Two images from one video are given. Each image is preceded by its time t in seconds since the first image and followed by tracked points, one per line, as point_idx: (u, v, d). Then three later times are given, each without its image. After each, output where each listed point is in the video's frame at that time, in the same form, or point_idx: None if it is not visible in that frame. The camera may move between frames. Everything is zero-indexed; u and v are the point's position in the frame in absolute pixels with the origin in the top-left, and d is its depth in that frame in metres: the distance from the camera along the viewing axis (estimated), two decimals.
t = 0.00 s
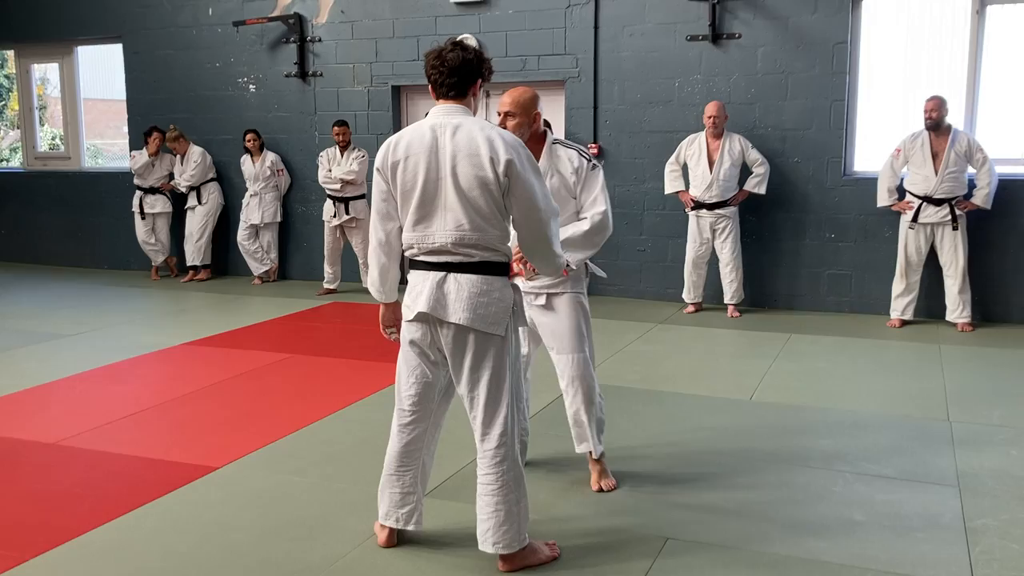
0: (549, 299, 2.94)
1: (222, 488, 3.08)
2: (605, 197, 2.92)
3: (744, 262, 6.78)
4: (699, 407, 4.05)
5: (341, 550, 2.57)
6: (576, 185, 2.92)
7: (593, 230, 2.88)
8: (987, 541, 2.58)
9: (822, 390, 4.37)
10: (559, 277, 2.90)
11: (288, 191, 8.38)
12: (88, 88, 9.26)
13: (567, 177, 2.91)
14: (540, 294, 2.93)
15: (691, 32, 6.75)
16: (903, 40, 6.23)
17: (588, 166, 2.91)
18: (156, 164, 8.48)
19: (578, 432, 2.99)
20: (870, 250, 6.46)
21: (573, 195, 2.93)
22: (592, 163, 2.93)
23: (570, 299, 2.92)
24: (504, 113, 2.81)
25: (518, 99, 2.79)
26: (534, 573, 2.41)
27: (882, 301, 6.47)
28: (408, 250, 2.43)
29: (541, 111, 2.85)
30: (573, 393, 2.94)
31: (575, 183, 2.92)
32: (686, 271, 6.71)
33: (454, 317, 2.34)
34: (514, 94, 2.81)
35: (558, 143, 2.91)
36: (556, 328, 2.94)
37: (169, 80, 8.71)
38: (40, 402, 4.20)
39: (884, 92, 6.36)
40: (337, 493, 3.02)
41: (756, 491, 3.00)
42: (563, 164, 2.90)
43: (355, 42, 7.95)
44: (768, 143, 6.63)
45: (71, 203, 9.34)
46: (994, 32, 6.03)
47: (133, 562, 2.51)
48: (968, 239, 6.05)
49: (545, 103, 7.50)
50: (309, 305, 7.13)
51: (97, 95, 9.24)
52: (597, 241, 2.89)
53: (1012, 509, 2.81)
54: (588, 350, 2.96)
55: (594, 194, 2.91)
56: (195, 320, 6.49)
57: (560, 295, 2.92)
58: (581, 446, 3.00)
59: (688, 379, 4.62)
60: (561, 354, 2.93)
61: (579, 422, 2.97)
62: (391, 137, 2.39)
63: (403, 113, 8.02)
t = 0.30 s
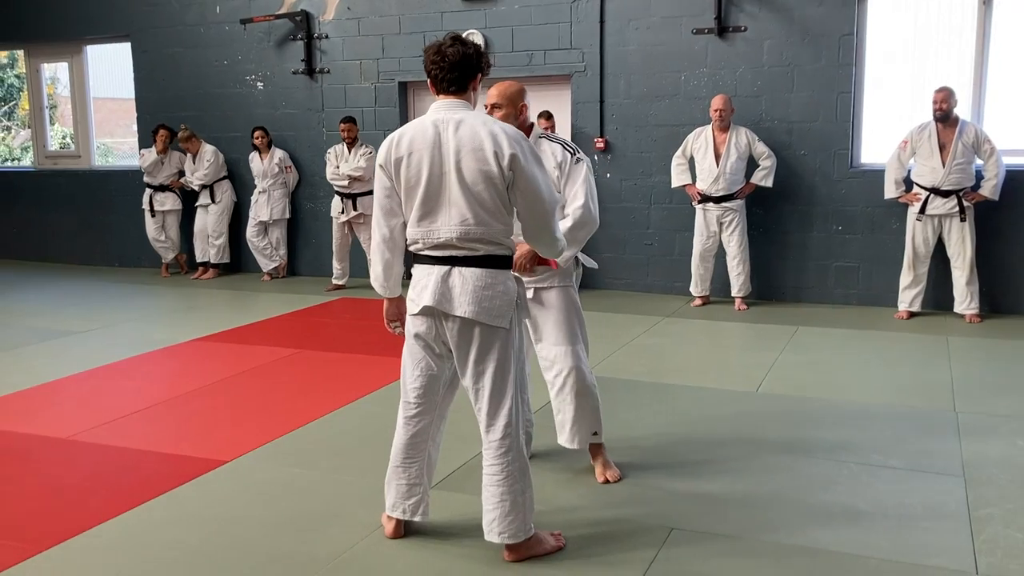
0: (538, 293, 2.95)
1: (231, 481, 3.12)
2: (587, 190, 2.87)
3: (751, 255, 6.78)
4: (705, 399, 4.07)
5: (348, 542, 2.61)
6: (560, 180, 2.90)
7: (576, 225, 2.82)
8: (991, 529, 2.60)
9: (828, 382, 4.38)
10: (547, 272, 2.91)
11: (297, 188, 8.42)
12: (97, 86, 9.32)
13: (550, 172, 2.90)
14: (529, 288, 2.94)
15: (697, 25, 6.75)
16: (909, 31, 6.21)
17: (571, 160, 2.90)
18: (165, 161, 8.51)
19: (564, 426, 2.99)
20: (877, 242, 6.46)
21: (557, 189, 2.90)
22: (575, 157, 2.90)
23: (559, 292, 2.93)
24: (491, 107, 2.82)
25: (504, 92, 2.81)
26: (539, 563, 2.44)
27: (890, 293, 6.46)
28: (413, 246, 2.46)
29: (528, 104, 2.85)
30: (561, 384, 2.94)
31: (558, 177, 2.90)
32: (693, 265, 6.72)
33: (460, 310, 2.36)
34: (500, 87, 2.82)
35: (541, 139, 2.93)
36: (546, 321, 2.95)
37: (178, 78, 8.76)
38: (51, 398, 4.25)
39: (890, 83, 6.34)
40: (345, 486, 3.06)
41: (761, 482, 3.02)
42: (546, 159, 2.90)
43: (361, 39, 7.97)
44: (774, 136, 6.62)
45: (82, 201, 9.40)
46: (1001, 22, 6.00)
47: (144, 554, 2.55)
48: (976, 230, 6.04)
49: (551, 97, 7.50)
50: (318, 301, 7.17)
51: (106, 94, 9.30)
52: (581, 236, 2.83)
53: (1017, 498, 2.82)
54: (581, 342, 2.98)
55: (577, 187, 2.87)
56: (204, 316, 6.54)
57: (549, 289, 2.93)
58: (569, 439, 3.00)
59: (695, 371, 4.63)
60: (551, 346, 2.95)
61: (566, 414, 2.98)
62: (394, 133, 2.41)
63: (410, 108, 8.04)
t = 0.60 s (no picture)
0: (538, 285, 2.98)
1: (239, 472, 3.15)
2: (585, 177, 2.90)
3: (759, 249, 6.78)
4: (711, 393, 4.08)
5: (355, 532, 2.63)
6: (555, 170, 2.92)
7: (575, 213, 2.86)
8: (995, 522, 2.60)
9: (835, 376, 4.38)
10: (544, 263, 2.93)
11: (306, 182, 8.44)
12: (108, 82, 9.37)
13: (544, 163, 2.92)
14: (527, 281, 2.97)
15: (705, 19, 6.73)
16: (917, 24, 6.18)
17: (565, 148, 2.92)
18: (175, 156, 8.55)
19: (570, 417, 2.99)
20: (886, 235, 6.44)
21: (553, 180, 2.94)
22: (569, 146, 2.93)
23: (558, 284, 2.96)
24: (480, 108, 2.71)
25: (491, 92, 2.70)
26: (543, 554, 2.46)
27: (899, 287, 6.44)
28: (418, 240, 2.47)
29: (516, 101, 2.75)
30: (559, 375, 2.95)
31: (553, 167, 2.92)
32: (701, 259, 6.71)
33: (465, 303, 2.38)
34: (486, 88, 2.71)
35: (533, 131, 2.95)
36: (543, 314, 2.97)
37: (187, 73, 8.79)
38: (61, 391, 4.29)
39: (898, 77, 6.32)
40: (352, 477, 3.08)
41: (765, 475, 3.03)
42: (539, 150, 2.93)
43: (369, 33, 7.99)
44: (782, 130, 6.60)
45: (92, 196, 9.46)
46: (1010, 15, 5.97)
47: (153, 544, 2.58)
48: (985, 224, 6.01)
49: (558, 91, 7.50)
50: (327, 295, 7.20)
51: (116, 89, 9.35)
52: (581, 223, 2.88)
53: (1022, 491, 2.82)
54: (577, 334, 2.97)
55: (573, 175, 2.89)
56: (214, 310, 6.58)
57: (547, 280, 2.96)
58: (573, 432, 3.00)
59: (702, 365, 4.64)
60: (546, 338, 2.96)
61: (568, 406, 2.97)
62: (397, 128, 2.41)
63: (418, 102, 8.05)
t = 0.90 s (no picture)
0: (540, 280, 2.98)
1: (243, 464, 3.17)
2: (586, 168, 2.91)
3: (766, 245, 6.76)
4: (716, 389, 4.08)
5: (358, 525, 2.65)
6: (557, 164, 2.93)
7: (584, 203, 2.90)
8: (998, 519, 2.60)
9: (840, 373, 4.37)
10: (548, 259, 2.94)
11: (314, 177, 8.46)
12: (117, 76, 9.41)
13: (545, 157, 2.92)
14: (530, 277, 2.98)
15: (713, 15, 6.72)
16: (927, 20, 6.15)
17: (565, 141, 2.92)
18: (183, 150, 8.59)
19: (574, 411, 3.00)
20: (893, 233, 6.42)
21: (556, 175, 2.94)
22: (569, 138, 2.93)
23: (560, 278, 2.95)
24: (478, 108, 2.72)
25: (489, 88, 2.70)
26: (544, 548, 2.47)
27: (907, 284, 6.42)
28: (422, 234, 2.47)
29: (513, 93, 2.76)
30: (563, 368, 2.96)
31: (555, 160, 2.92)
32: (708, 255, 6.70)
33: (469, 297, 2.38)
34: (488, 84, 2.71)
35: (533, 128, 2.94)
36: (546, 309, 2.97)
37: (196, 67, 8.82)
38: (69, 383, 4.32)
39: (907, 73, 6.29)
40: (356, 470, 3.10)
41: (768, 471, 3.04)
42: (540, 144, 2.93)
43: (378, 28, 7.99)
44: (790, 126, 6.58)
45: (102, 189, 9.51)
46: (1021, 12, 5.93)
47: (157, 535, 2.60)
48: (994, 221, 5.99)
49: (566, 86, 7.49)
50: (334, 289, 7.22)
51: (125, 83, 9.38)
52: (589, 214, 2.93)
53: None
54: (581, 328, 2.98)
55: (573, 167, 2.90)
56: (222, 303, 6.61)
57: (550, 275, 2.96)
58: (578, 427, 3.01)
59: (707, 361, 4.63)
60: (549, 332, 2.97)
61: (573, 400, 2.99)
62: (403, 122, 2.42)
63: (426, 97, 8.06)
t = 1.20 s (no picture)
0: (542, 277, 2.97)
1: (245, 457, 3.19)
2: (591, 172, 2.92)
3: (770, 244, 6.76)
4: (717, 387, 4.09)
5: (357, 518, 2.67)
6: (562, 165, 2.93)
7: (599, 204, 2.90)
8: (995, 519, 2.61)
9: (841, 372, 4.38)
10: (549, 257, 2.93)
11: (319, 172, 8.48)
12: (124, 70, 9.44)
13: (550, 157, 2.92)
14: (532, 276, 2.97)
15: (719, 13, 6.71)
16: (933, 21, 6.14)
17: (570, 143, 2.91)
18: (189, 145, 8.62)
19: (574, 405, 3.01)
20: (897, 233, 6.42)
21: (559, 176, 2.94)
22: (574, 140, 2.93)
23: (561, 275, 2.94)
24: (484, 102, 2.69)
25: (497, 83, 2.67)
26: (543, 543, 2.49)
27: (910, 284, 6.42)
28: (424, 228, 2.49)
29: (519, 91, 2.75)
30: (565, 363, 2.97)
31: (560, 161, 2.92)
32: (711, 253, 6.70)
33: (469, 292, 2.40)
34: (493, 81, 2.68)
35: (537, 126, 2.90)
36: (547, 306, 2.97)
37: (203, 61, 8.84)
38: (72, 374, 4.34)
39: (913, 74, 6.28)
40: (356, 463, 3.12)
41: (767, 468, 3.05)
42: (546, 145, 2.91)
43: (384, 24, 8.00)
44: (795, 125, 6.58)
45: (108, 183, 9.55)
46: None
47: (159, 526, 2.63)
48: (997, 222, 5.98)
49: (571, 84, 7.49)
50: (338, 284, 7.24)
51: (132, 77, 9.41)
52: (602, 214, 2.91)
53: None
54: (583, 321, 2.98)
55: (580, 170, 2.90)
56: (226, 297, 6.63)
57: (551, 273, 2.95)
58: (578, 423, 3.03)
59: (708, 359, 4.64)
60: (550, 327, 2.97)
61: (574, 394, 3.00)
62: (406, 116, 2.43)
63: (431, 93, 8.07)
